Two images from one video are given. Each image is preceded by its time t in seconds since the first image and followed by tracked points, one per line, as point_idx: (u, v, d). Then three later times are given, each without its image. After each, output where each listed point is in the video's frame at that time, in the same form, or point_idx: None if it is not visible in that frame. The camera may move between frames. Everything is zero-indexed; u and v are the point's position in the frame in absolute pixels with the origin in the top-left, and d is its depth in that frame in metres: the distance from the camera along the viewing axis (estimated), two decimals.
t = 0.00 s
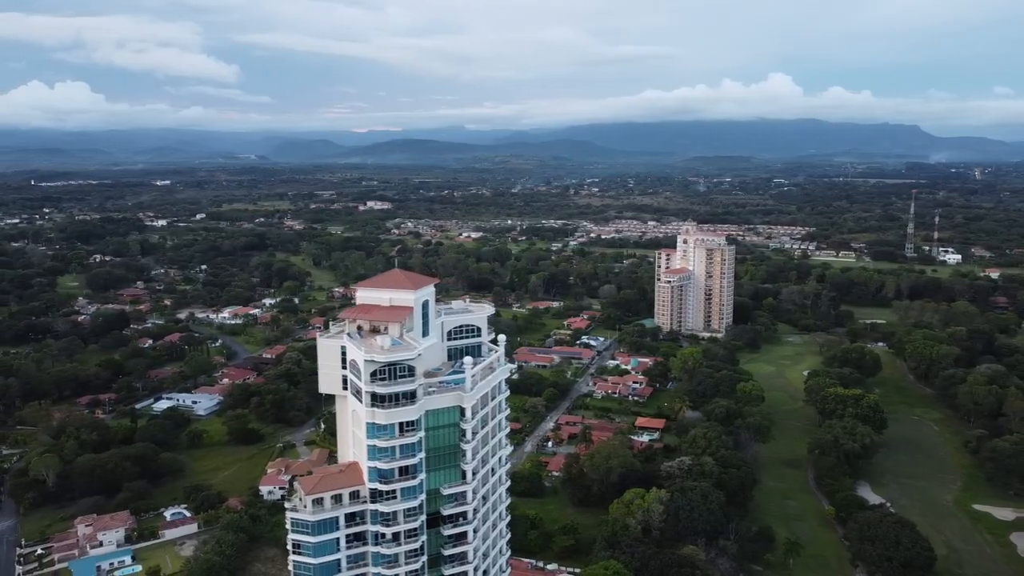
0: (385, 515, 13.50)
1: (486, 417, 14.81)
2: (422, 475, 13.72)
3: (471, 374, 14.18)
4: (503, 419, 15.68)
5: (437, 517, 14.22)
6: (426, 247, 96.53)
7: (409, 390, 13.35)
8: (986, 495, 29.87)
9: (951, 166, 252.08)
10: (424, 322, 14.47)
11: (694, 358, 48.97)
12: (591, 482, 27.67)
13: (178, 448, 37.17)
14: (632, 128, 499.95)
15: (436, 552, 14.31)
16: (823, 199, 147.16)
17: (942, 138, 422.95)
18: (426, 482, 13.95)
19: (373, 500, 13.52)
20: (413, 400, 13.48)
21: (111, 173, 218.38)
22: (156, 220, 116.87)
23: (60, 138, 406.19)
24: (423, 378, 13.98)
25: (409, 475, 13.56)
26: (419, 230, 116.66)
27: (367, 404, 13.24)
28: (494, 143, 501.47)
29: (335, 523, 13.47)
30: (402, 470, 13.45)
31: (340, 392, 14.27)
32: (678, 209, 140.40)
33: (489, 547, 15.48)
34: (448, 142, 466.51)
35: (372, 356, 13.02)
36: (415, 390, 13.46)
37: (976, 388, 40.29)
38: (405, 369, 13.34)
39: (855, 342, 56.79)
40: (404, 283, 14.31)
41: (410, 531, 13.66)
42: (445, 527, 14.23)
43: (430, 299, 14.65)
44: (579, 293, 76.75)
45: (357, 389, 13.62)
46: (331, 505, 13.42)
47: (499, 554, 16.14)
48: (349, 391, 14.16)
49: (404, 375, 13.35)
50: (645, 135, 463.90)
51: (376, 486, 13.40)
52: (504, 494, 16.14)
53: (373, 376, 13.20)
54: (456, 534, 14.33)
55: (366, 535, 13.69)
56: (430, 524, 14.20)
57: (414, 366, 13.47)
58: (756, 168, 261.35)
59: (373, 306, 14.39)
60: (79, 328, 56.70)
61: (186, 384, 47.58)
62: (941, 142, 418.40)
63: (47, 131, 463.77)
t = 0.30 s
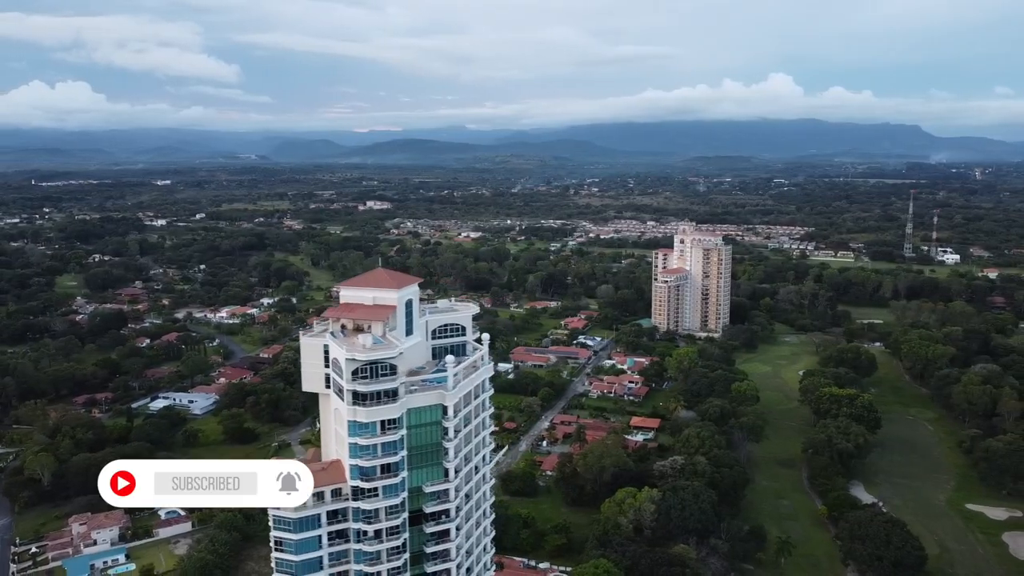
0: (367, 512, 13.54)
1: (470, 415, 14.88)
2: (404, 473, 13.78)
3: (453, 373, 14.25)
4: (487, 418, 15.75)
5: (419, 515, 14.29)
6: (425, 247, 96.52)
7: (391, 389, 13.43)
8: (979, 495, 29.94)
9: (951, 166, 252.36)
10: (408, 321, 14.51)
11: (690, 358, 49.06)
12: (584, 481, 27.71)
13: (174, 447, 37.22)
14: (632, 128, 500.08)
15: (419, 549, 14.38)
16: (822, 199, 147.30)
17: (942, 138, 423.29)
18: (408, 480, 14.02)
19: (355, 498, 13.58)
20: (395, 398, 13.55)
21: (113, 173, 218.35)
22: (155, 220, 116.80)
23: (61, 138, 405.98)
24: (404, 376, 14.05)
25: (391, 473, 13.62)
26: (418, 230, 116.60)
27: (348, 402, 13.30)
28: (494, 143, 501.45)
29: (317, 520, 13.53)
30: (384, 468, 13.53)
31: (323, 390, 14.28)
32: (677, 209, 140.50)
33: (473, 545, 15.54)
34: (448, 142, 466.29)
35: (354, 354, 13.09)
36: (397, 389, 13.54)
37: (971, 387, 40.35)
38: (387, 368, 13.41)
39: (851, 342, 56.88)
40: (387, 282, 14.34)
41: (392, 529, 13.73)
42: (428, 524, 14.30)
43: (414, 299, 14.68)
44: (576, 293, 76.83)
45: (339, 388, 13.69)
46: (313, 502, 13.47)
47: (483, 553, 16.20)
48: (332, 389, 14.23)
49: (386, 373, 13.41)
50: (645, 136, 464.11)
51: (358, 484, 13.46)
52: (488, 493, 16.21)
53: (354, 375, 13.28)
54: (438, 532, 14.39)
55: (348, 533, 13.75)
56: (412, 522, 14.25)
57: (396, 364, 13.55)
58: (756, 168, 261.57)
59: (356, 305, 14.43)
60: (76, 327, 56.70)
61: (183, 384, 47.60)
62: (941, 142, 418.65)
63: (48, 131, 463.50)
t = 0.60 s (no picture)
0: (354, 509, 13.58)
1: (457, 414, 14.93)
2: (391, 470, 13.82)
3: (441, 371, 14.32)
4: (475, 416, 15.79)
5: (406, 513, 14.33)
6: (429, 247, 96.63)
7: (377, 387, 13.50)
8: (978, 496, 29.89)
9: (958, 166, 251.53)
10: (397, 319, 14.59)
11: (690, 358, 49.09)
12: (582, 481, 27.74)
13: (175, 445, 37.38)
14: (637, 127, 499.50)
15: (406, 547, 14.42)
16: (828, 199, 146.97)
17: (949, 138, 421.94)
18: (395, 478, 14.07)
19: (342, 495, 13.62)
20: (382, 395, 13.63)
21: (121, 172, 218.83)
22: (161, 219, 117.11)
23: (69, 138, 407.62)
24: (392, 374, 14.13)
25: (378, 470, 13.66)
26: (423, 230, 116.70)
27: (335, 400, 13.39)
28: (499, 143, 501.45)
29: (304, 516, 13.56)
30: (371, 465, 13.57)
31: (311, 388, 14.38)
32: (682, 209, 140.37)
33: (461, 543, 15.58)
34: (453, 142, 466.48)
35: (341, 352, 13.23)
36: (384, 386, 13.62)
37: (971, 388, 40.31)
38: (373, 366, 13.49)
39: (853, 343, 56.79)
40: (376, 280, 14.41)
41: (379, 526, 13.77)
42: (415, 522, 14.33)
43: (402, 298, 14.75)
44: (579, 292, 76.86)
45: (326, 386, 13.78)
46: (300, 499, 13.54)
47: (472, 550, 16.23)
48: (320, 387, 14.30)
49: (372, 371, 13.49)
50: (650, 136, 463.55)
51: (344, 481, 13.50)
52: (478, 491, 16.27)
53: (341, 373, 13.37)
54: (425, 529, 14.43)
55: (335, 529, 13.81)
56: (400, 519, 14.30)
57: (383, 362, 13.66)
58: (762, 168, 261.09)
59: (344, 304, 14.50)
60: (80, 326, 56.93)
61: (185, 382, 47.74)
62: (948, 142, 417.23)
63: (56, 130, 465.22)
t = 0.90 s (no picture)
0: (346, 506, 13.66)
1: (450, 412, 15.02)
2: (383, 467, 13.91)
3: (433, 369, 14.40)
4: (469, 414, 15.87)
5: (399, 510, 14.41)
6: (439, 246, 96.82)
7: (369, 385, 13.60)
8: (984, 498, 29.72)
9: (973, 166, 249.54)
10: (390, 318, 14.68)
11: (696, 358, 49.00)
12: (585, 480, 27.77)
13: (181, 443, 37.63)
14: (648, 127, 498.32)
15: (398, 544, 14.50)
16: (840, 200, 146.08)
17: (963, 138, 418.74)
18: (387, 475, 14.14)
19: (334, 492, 13.68)
20: (374, 393, 13.73)
21: (134, 172, 220.33)
22: (173, 218, 117.88)
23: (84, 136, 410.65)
24: (385, 372, 14.25)
25: (370, 468, 13.74)
26: (432, 229, 116.90)
27: (327, 397, 13.47)
28: (510, 143, 501.44)
29: (296, 513, 13.61)
30: (363, 462, 13.64)
31: (304, 385, 14.51)
32: (693, 209, 139.93)
33: (454, 540, 15.67)
34: (464, 142, 466.76)
35: (333, 350, 13.36)
36: (376, 384, 13.71)
37: (979, 389, 40.06)
38: (365, 364, 13.60)
39: (862, 344, 56.50)
40: (370, 279, 14.49)
41: (371, 523, 13.83)
42: (408, 519, 14.42)
43: (396, 296, 14.82)
44: (587, 292, 76.83)
45: (319, 384, 13.89)
46: (293, 495, 13.58)
47: (465, 547, 16.34)
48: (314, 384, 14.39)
49: (364, 369, 13.59)
50: (661, 136, 462.51)
51: (337, 478, 13.57)
52: (472, 488, 16.35)
53: (333, 370, 13.48)
54: (418, 527, 14.52)
55: (328, 526, 13.86)
56: (393, 516, 14.38)
57: (375, 360, 13.80)
58: (774, 168, 259.91)
59: (338, 302, 14.58)
60: (90, 324, 57.39)
61: (193, 380, 48.06)
62: (962, 142, 413.96)
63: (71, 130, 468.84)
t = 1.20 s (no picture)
0: (348, 502, 13.76)
1: (453, 410, 15.08)
2: (385, 464, 14.00)
3: (435, 368, 14.47)
4: (472, 412, 15.93)
5: (401, 507, 14.48)
6: (457, 246, 97.01)
7: (371, 381, 13.67)
8: (1004, 503, 29.25)
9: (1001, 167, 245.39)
10: (394, 316, 14.73)
11: (712, 359, 48.73)
12: (597, 480, 27.75)
13: (199, 439, 38.06)
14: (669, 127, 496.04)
15: (400, 540, 14.58)
16: (864, 200, 144.34)
17: (990, 138, 412.25)
18: (389, 472, 14.23)
19: (336, 488, 13.81)
20: (376, 391, 13.78)
21: (159, 171, 222.81)
22: (196, 217, 119.19)
23: (110, 135, 416.50)
24: (387, 370, 14.29)
25: (372, 464, 13.82)
26: (451, 229, 117.15)
27: (329, 395, 13.56)
28: (530, 142, 501.21)
29: (298, 508, 13.78)
30: (365, 459, 13.73)
31: (308, 383, 14.60)
32: (714, 209, 139.00)
33: (457, 538, 15.72)
34: (484, 141, 467.23)
35: (334, 348, 13.41)
36: (378, 382, 13.78)
37: (1000, 393, 39.43)
38: (368, 361, 13.66)
39: (882, 346, 55.86)
40: (373, 278, 14.56)
41: (372, 519, 13.92)
42: (409, 516, 14.48)
43: (400, 294, 14.87)
44: (605, 292, 76.66)
45: (322, 381, 13.98)
46: (296, 491, 13.77)
47: (469, 545, 16.38)
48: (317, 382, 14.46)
49: (366, 367, 13.66)
50: (682, 137, 460.43)
51: (339, 474, 13.69)
52: (474, 487, 16.40)
53: (336, 368, 13.56)
54: (420, 523, 14.60)
55: (330, 522, 14.00)
56: (394, 513, 14.46)
57: (376, 358, 13.83)
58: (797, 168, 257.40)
59: (343, 300, 14.66)
60: (113, 321, 58.22)
61: (212, 377, 48.59)
62: (990, 142, 407.42)
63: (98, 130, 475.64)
